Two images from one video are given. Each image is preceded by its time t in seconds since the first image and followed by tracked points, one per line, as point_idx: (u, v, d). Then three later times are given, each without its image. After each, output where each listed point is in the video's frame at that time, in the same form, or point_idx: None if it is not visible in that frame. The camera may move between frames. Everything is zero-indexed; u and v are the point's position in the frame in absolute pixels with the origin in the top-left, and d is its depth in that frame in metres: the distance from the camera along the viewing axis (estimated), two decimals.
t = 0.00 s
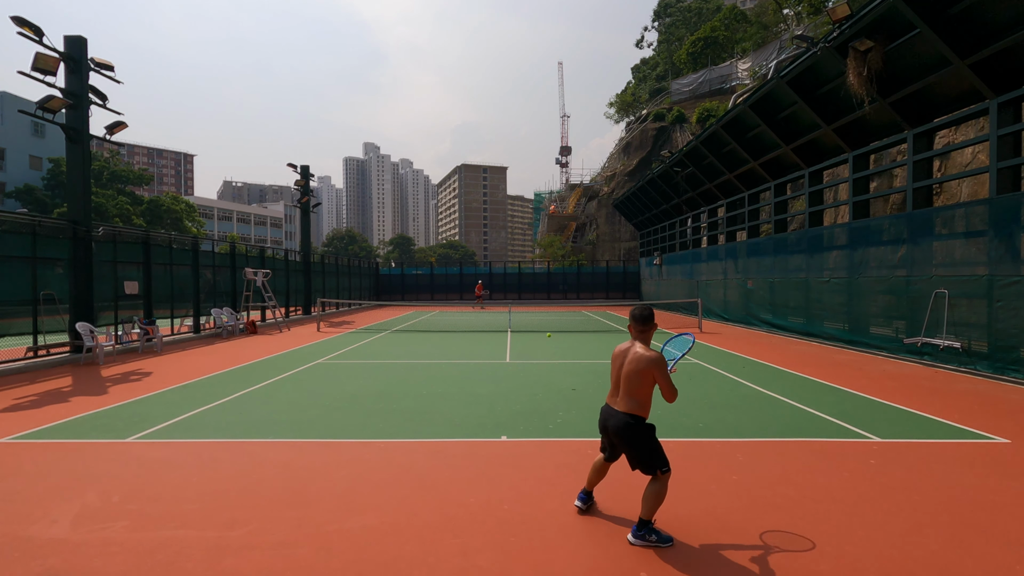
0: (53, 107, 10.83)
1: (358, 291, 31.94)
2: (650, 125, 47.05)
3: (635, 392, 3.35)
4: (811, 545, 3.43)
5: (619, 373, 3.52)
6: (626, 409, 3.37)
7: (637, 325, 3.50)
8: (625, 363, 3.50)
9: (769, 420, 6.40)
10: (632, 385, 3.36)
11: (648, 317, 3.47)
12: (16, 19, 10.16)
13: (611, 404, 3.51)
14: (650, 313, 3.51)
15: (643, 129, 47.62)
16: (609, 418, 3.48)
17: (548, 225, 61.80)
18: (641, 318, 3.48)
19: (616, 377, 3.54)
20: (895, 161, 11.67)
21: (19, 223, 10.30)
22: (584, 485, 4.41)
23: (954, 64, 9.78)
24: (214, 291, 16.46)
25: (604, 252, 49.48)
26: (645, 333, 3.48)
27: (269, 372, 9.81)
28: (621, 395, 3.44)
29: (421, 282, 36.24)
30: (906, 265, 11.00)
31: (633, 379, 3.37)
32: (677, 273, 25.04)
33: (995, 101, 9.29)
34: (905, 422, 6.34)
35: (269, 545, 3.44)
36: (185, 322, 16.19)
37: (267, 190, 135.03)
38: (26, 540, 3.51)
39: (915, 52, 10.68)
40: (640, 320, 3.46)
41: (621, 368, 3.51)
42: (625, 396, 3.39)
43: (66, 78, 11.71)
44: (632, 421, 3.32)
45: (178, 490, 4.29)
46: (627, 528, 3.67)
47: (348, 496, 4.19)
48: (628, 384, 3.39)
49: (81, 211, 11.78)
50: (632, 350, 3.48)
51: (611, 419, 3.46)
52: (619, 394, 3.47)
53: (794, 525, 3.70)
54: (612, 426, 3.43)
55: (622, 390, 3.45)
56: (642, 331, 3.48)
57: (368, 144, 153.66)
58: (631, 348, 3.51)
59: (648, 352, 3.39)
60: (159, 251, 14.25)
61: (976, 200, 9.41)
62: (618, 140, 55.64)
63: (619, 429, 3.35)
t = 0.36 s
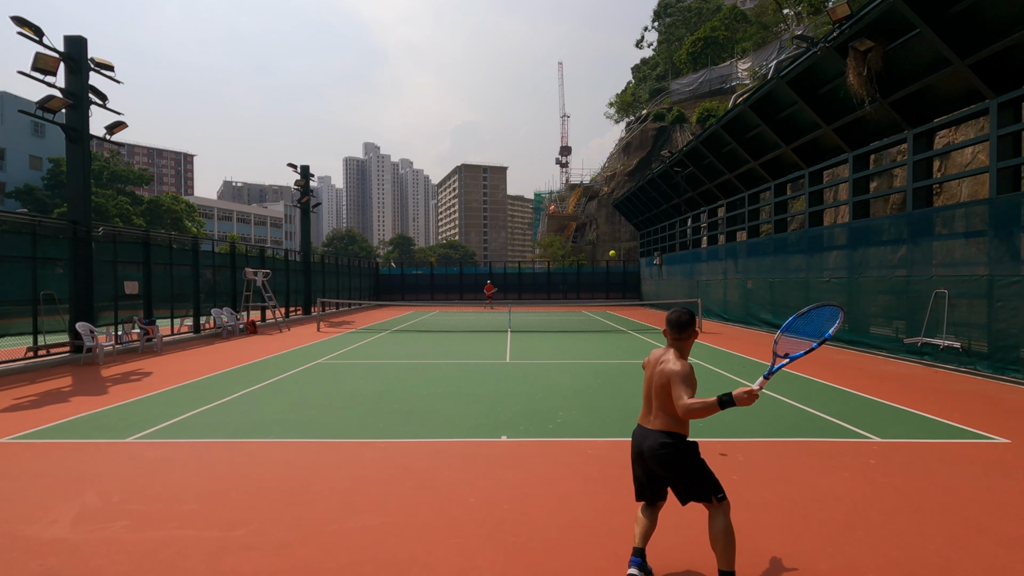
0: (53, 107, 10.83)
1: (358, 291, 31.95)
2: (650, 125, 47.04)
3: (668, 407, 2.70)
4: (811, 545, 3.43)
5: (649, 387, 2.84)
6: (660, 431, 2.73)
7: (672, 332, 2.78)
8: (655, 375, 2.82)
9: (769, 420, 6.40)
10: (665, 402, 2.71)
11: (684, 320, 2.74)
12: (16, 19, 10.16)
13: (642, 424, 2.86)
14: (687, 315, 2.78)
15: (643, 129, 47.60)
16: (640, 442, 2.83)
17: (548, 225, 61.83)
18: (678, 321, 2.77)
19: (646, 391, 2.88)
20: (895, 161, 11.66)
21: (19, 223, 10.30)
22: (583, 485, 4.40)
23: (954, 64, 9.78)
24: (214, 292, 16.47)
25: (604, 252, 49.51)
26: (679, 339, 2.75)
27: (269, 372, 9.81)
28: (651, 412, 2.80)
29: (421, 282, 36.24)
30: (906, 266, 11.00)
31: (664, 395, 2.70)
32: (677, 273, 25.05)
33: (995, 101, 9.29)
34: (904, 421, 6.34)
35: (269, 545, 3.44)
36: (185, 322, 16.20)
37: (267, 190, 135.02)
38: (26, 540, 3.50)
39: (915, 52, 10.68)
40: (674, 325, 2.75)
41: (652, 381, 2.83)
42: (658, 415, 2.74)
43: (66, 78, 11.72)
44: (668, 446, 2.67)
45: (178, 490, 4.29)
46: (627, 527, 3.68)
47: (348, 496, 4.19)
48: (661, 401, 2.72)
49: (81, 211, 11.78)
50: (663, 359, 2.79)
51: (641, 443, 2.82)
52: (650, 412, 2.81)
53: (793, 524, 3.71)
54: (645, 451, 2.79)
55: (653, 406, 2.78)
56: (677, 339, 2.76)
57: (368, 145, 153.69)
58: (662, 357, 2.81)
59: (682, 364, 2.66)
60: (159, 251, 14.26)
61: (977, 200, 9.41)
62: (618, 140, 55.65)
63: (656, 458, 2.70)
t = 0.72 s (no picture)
0: (53, 107, 10.83)
1: (358, 291, 31.94)
2: (650, 125, 47.04)
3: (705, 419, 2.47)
4: (811, 545, 3.43)
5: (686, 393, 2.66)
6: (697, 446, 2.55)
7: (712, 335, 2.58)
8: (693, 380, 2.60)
9: (769, 420, 6.40)
10: (705, 416, 2.45)
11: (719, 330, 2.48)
12: (16, 19, 10.16)
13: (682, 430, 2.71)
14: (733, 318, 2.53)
15: (643, 129, 47.60)
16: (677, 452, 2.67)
17: (548, 225, 61.81)
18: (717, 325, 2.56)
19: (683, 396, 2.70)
20: (895, 161, 11.66)
21: (19, 223, 10.30)
22: (584, 486, 4.40)
23: (954, 64, 9.79)
24: (214, 292, 16.47)
25: (604, 252, 49.50)
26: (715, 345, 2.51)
27: (269, 372, 9.80)
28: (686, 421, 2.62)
29: (421, 282, 36.23)
30: (906, 265, 11.00)
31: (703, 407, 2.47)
32: (677, 273, 25.05)
33: (995, 101, 9.29)
34: (905, 421, 6.34)
35: (269, 545, 3.44)
36: (185, 322, 16.21)
37: (267, 190, 135.08)
38: (25, 540, 3.50)
39: (915, 52, 10.68)
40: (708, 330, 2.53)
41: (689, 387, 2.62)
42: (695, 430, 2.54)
43: (66, 78, 11.71)
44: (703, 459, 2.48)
45: (178, 490, 4.29)
46: (627, 527, 3.68)
47: (348, 496, 4.19)
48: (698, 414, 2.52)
49: (81, 211, 11.78)
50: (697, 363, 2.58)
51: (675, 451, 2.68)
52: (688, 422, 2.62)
53: (794, 524, 3.70)
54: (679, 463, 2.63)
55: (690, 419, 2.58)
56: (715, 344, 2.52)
57: (368, 145, 153.69)
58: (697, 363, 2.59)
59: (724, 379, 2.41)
60: (159, 251, 14.26)
61: (977, 200, 9.41)
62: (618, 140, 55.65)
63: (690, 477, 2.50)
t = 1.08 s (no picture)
0: (53, 107, 10.83)
1: (358, 291, 31.94)
2: (650, 125, 47.06)
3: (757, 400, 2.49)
4: (811, 545, 3.43)
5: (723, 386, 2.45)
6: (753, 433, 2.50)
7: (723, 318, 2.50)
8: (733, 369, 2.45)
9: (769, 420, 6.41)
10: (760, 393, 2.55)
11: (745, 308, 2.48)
12: (16, 19, 10.17)
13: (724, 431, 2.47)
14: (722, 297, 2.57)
15: (643, 129, 47.61)
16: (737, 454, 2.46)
17: (548, 225, 61.83)
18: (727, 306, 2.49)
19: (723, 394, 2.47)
20: (895, 161, 11.66)
21: (19, 223, 10.30)
22: (584, 486, 4.40)
23: (954, 64, 9.78)
24: (214, 291, 16.47)
25: (604, 252, 49.50)
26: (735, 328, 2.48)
27: (269, 372, 9.80)
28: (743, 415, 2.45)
29: (421, 282, 36.24)
30: (906, 265, 11.00)
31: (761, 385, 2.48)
32: (677, 273, 25.05)
33: (994, 101, 9.29)
34: (905, 421, 6.33)
35: (269, 545, 3.44)
36: (185, 322, 16.21)
37: (267, 190, 135.15)
38: (25, 540, 3.50)
39: (915, 52, 10.68)
40: (737, 314, 2.46)
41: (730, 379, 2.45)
42: (755, 416, 2.48)
43: (66, 78, 11.72)
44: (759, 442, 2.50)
45: (178, 490, 4.29)
46: (627, 527, 3.68)
47: (348, 496, 4.19)
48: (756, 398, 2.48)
49: (81, 211, 11.78)
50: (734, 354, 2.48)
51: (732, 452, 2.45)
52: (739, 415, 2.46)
53: (794, 524, 3.71)
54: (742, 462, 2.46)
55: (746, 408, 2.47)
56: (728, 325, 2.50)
57: (368, 145, 153.75)
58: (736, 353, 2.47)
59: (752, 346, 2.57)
60: (159, 251, 14.26)
61: (976, 200, 9.41)
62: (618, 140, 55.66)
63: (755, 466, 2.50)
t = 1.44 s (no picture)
0: (53, 107, 10.83)
1: (358, 291, 31.96)
2: (650, 125, 47.06)
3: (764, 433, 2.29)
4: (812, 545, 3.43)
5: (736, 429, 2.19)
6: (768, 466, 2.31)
7: (708, 360, 2.22)
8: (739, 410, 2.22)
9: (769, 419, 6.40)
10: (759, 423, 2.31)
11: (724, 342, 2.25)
12: (16, 19, 10.16)
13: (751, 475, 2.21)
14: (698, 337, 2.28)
15: (643, 129, 47.63)
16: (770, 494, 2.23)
17: (548, 225, 61.86)
18: (711, 346, 2.21)
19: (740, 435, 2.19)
20: (895, 161, 11.66)
21: (19, 223, 10.30)
22: (584, 485, 4.40)
23: (954, 64, 9.78)
24: (214, 292, 16.47)
25: (604, 252, 49.51)
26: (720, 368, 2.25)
27: (269, 372, 9.79)
28: (767, 452, 2.21)
29: (421, 282, 36.25)
30: (906, 265, 11.00)
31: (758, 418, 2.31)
32: (677, 273, 25.06)
33: (994, 101, 9.29)
34: (905, 421, 6.33)
35: (269, 545, 3.44)
36: (185, 322, 16.22)
37: (267, 190, 135.18)
38: (25, 540, 3.50)
39: (915, 52, 10.68)
40: (726, 354, 2.19)
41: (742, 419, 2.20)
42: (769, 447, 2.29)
43: (65, 78, 11.71)
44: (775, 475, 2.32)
45: (178, 490, 4.29)
46: (627, 527, 3.68)
47: (348, 496, 4.20)
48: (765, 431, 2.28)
49: (81, 211, 11.77)
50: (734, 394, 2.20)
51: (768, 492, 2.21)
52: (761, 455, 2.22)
53: (795, 524, 3.70)
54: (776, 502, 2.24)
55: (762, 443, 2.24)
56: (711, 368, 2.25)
57: (368, 145, 153.78)
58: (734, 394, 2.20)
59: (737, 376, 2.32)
60: (159, 251, 14.27)
61: (976, 200, 9.40)
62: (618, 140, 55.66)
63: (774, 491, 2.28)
